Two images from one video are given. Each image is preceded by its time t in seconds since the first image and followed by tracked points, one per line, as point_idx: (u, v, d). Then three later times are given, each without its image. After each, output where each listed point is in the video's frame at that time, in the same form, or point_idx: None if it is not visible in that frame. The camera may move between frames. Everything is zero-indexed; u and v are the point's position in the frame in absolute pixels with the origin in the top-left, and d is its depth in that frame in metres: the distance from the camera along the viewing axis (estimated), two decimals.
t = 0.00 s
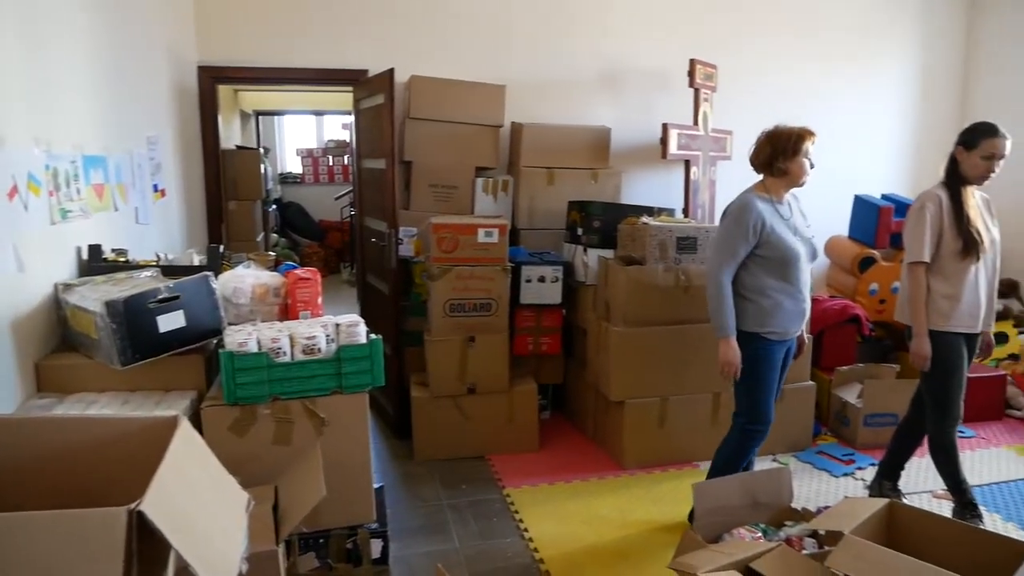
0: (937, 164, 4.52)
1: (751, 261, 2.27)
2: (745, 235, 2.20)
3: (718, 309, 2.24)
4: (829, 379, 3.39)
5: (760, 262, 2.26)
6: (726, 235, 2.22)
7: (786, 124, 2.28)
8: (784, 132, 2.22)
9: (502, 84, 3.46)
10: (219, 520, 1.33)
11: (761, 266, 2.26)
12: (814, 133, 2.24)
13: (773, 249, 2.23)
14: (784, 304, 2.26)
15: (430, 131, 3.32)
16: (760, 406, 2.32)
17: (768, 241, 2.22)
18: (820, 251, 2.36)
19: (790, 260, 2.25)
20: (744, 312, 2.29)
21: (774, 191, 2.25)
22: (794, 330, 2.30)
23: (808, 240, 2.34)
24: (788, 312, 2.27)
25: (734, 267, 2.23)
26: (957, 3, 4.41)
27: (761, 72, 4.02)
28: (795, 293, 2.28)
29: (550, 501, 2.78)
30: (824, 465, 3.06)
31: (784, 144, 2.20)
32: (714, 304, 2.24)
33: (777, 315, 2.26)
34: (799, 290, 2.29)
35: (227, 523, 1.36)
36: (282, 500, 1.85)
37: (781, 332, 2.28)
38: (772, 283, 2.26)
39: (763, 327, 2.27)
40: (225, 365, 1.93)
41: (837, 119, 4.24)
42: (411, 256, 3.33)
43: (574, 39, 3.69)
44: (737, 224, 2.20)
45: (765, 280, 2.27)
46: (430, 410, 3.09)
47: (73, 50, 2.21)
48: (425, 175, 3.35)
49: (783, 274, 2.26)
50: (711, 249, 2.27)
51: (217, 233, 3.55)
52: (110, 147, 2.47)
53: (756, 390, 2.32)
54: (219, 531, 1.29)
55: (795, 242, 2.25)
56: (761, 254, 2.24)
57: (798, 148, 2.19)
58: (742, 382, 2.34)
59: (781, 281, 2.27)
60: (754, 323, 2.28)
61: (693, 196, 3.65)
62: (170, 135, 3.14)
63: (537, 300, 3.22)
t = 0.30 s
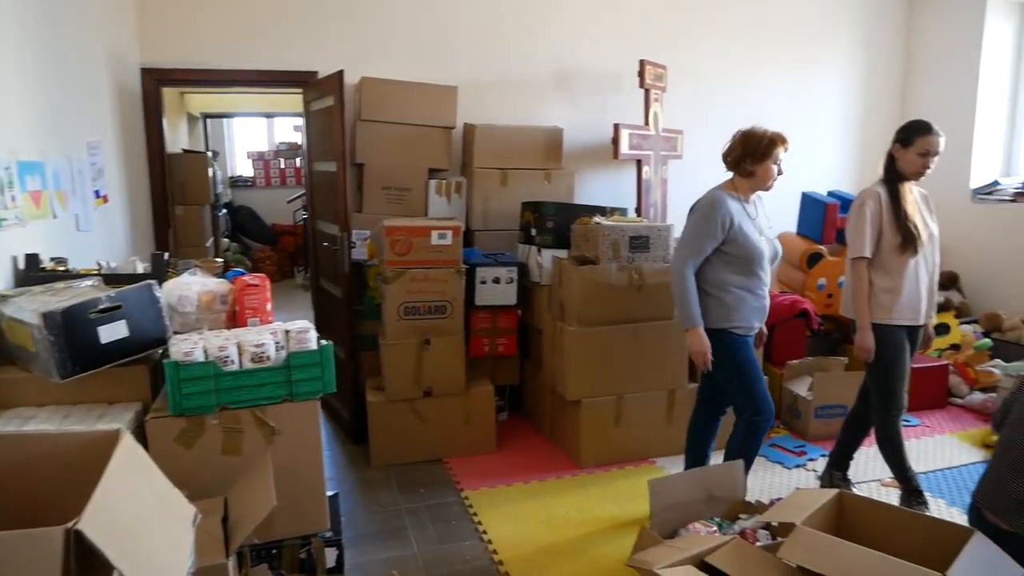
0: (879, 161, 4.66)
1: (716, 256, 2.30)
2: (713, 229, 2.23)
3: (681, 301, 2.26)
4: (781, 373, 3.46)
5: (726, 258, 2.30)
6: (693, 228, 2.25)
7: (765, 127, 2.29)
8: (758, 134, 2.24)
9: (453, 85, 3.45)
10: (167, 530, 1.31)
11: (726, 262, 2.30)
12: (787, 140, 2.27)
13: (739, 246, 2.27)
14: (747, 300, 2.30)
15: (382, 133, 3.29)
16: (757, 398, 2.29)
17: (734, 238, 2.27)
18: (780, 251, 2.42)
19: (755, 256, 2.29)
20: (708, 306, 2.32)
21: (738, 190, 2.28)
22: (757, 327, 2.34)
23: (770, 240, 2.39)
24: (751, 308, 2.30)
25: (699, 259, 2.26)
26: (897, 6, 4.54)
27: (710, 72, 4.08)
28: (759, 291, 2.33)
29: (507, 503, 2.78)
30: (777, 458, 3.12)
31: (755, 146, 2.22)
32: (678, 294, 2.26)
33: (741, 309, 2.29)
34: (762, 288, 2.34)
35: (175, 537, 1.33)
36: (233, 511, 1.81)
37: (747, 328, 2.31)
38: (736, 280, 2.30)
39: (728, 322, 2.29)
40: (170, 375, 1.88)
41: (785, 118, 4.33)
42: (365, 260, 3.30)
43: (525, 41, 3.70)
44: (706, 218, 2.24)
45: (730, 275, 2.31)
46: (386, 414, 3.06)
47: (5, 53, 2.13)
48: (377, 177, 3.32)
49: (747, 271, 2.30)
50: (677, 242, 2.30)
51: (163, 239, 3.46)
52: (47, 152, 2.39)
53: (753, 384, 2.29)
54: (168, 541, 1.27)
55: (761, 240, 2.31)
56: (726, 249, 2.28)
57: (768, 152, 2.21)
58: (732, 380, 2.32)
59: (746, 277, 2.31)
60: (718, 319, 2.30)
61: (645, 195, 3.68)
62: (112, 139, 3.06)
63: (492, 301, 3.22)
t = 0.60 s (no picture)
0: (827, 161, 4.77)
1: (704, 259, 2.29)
2: (706, 232, 2.22)
3: (668, 302, 2.24)
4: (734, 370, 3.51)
5: (714, 261, 2.29)
6: (686, 230, 2.22)
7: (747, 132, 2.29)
8: (745, 141, 2.24)
9: (407, 87, 3.43)
10: (112, 543, 1.28)
11: (714, 267, 2.30)
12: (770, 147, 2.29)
13: (728, 251, 2.28)
14: (734, 304, 2.29)
15: (334, 135, 3.25)
16: (745, 398, 2.28)
17: (725, 242, 2.27)
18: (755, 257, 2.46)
19: (742, 260, 2.30)
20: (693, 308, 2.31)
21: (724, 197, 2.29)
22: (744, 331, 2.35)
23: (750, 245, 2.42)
24: (738, 312, 2.30)
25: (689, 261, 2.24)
26: (842, 10, 4.66)
27: (662, 73, 4.13)
28: (744, 296, 2.34)
29: (467, 506, 2.77)
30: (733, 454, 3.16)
31: (743, 153, 2.22)
32: (665, 296, 2.23)
33: (727, 314, 2.29)
34: (746, 293, 2.35)
35: (121, 550, 1.29)
36: (181, 523, 1.77)
37: (738, 333, 2.31)
38: (724, 284, 2.30)
39: (716, 326, 2.28)
40: (114, 385, 1.84)
41: (736, 119, 4.40)
42: (319, 263, 3.27)
43: (478, 42, 3.70)
44: (699, 221, 2.22)
45: (718, 278, 2.30)
46: (342, 419, 3.02)
47: None
48: (330, 179, 3.28)
49: (734, 276, 2.31)
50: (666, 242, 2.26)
51: (109, 244, 3.37)
52: None
53: (742, 384, 2.29)
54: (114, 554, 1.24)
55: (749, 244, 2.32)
56: (715, 253, 2.28)
57: (754, 159, 2.23)
58: (720, 381, 2.30)
59: (733, 280, 2.31)
60: (704, 321, 2.29)
61: (600, 196, 3.71)
62: (53, 142, 2.96)
63: (448, 303, 3.21)
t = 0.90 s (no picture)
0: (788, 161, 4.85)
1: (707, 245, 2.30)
2: (714, 223, 2.23)
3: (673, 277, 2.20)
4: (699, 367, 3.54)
5: (714, 250, 2.31)
6: (701, 210, 2.22)
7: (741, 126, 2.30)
8: (747, 141, 2.25)
9: (370, 87, 3.40)
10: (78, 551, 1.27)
11: (717, 261, 2.32)
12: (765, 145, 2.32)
13: (730, 245, 2.32)
14: (736, 296, 2.34)
15: (297, 136, 3.22)
16: (729, 403, 2.35)
17: (728, 236, 2.30)
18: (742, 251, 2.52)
19: (739, 255, 2.34)
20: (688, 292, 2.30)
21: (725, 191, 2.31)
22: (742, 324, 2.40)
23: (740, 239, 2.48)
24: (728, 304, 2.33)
25: (697, 241, 2.23)
26: (801, 12, 4.74)
27: (625, 74, 4.15)
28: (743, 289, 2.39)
29: (433, 508, 2.75)
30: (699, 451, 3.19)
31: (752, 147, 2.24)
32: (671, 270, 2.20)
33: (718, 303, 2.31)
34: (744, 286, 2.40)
35: (75, 561, 1.26)
36: (140, 531, 1.74)
37: (739, 327, 2.36)
38: (727, 278, 2.33)
39: (722, 320, 2.31)
40: (68, 393, 1.80)
41: (699, 120, 4.45)
42: (282, 265, 3.23)
43: (441, 42, 3.69)
44: (712, 204, 2.23)
45: (719, 271, 2.33)
46: (307, 423, 2.99)
47: None
48: (293, 180, 3.24)
49: (734, 269, 2.35)
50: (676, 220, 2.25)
51: (64, 247, 3.29)
52: None
53: (729, 388, 2.35)
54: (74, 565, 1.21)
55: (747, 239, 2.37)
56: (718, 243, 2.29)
57: (757, 157, 2.26)
58: (711, 381, 2.35)
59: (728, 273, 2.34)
60: (710, 314, 2.32)
61: (565, 195, 3.72)
62: (4, 143, 2.88)
63: (413, 304, 3.20)
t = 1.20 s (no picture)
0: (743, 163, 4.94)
1: (693, 238, 2.34)
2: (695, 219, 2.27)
3: (660, 262, 2.23)
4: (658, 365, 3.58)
5: (693, 244, 2.35)
6: (691, 202, 2.27)
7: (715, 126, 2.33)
8: (721, 143, 2.27)
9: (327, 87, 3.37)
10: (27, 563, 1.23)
11: (695, 258, 2.35)
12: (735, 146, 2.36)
13: (705, 243, 2.36)
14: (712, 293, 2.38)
15: (253, 137, 3.17)
16: (689, 398, 2.41)
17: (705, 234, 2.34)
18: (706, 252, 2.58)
19: (717, 253, 2.39)
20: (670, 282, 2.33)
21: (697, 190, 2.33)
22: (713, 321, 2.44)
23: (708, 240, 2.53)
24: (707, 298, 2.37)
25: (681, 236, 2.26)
26: (755, 17, 4.84)
27: (583, 75, 4.18)
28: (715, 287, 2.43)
29: (395, 512, 2.74)
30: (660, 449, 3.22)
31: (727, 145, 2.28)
32: (659, 255, 2.23)
33: (699, 295, 2.35)
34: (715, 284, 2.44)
35: None
36: (89, 541, 1.73)
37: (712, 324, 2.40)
38: (704, 275, 2.36)
39: (699, 315, 2.35)
40: (12, 401, 1.76)
41: (656, 121, 4.50)
42: (238, 268, 3.19)
43: (399, 42, 3.67)
44: (693, 202, 2.27)
45: (697, 268, 2.36)
46: (265, 428, 2.95)
47: None
48: (249, 181, 3.20)
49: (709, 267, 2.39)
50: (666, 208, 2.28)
51: (9, 252, 3.18)
52: None
53: (691, 385, 2.40)
54: None
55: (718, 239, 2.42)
56: (700, 237, 2.33)
57: (729, 158, 2.30)
58: (675, 378, 2.39)
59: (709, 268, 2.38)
60: (689, 308, 2.34)
61: (525, 196, 3.73)
62: None
63: (373, 307, 3.17)
